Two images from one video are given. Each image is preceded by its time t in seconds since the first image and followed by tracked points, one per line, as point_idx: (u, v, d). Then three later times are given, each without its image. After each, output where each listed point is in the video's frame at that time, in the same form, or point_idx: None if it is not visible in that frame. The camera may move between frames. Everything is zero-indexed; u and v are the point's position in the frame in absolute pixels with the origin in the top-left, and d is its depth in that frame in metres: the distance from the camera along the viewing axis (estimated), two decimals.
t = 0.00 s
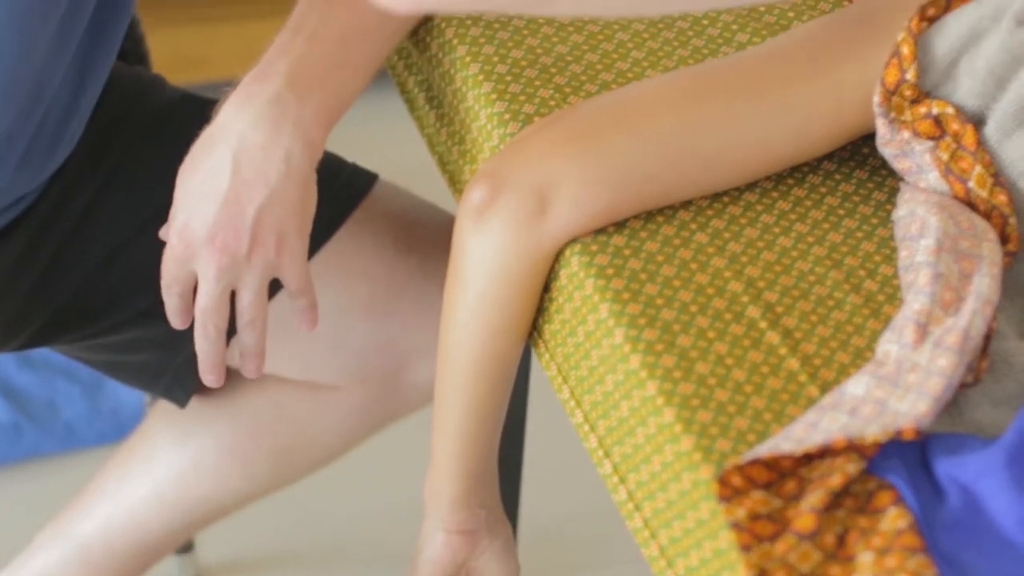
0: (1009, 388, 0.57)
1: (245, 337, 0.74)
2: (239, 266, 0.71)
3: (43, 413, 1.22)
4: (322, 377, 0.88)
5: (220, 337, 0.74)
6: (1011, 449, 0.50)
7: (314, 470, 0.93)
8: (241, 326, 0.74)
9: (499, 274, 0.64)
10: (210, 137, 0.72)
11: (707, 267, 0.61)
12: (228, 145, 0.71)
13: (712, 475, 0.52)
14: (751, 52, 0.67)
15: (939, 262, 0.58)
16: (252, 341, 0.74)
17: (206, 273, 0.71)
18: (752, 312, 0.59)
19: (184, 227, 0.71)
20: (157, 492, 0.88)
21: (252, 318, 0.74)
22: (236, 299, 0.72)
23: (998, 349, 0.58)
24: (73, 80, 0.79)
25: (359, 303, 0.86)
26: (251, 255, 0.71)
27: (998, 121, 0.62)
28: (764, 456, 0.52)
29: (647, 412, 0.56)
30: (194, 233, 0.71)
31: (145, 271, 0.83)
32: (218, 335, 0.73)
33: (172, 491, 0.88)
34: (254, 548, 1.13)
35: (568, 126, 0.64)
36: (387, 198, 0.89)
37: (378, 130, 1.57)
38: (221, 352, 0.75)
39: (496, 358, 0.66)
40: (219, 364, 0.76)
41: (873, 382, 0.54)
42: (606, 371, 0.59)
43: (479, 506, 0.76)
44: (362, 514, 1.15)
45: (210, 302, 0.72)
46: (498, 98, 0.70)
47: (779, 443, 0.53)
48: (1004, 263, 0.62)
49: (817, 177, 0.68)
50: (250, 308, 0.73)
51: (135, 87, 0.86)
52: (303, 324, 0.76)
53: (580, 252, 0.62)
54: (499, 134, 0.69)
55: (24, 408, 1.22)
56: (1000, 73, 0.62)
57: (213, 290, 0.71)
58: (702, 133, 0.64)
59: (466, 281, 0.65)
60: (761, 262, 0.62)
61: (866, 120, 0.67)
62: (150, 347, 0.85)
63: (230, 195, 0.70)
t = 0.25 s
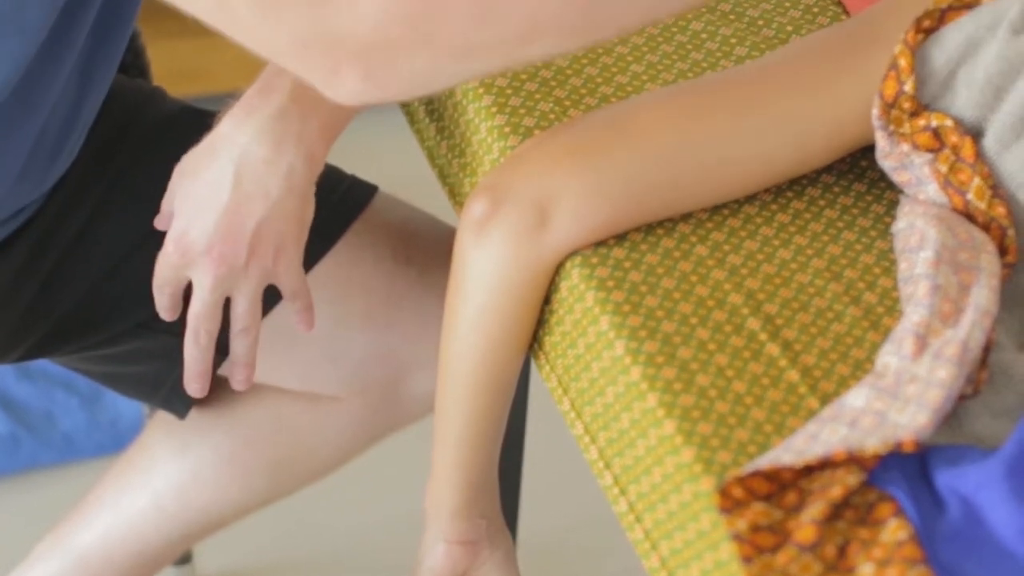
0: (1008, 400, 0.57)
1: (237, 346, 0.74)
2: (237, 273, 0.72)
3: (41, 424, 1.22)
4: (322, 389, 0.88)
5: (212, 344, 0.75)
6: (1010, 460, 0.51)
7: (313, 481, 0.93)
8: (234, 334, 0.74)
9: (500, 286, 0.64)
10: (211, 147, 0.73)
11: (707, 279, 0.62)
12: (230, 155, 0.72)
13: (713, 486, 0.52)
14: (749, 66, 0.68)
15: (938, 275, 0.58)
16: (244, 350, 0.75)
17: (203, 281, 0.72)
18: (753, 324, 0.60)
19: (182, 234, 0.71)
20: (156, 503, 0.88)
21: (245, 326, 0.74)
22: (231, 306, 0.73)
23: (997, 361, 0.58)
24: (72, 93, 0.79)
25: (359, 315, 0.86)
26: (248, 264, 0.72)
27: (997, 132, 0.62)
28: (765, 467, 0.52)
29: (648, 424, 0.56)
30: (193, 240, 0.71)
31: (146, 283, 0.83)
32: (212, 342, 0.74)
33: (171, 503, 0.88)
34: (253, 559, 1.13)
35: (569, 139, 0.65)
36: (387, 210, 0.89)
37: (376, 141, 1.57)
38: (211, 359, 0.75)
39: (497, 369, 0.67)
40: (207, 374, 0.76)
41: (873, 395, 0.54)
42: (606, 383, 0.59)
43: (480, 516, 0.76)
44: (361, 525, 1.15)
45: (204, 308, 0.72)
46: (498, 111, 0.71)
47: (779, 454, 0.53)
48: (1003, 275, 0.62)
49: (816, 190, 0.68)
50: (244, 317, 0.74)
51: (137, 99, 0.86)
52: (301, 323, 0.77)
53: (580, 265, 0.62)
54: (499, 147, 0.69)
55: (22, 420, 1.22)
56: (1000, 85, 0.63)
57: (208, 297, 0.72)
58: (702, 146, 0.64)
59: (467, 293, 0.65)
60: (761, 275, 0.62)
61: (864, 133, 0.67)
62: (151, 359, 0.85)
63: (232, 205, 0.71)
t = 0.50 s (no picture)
0: (1008, 409, 0.57)
1: (236, 352, 0.75)
2: (238, 280, 0.72)
3: (41, 433, 1.22)
4: (322, 398, 0.88)
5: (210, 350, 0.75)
6: (1010, 469, 0.51)
7: (314, 490, 0.93)
8: (233, 339, 0.74)
9: (501, 295, 0.64)
10: (214, 155, 0.73)
11: (707, 288, 0.62)
12: (233, 164, 0.72)
13: (714, 495, 0.52)
14: (749, 75, 0.68)
15: (937, 284, 0.58)
16: (245, 357, 0.75)
17: (203, 288, 0.72)
18: (753, 333, 0.60)
19: (183, 240, 0.72)
20: (156, 512, 0.88)
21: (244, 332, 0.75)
22: (231, 312, 0.73)
23: (997, 370, 0.58)
24: (74, 105, 0.79)
25: (360, 324, 0.86)
26: (248, 272, 0.72)
27: (996, 142, 0.62)
28: (765, 476, 0.52)
29: (649, 433, 0.56)
30: (194, 248, 0.71)
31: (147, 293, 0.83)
32: (210, 349, 0.74)
33: (171, 512, 0.88)
34: (253, 569, 1.13)
35: (569, 149, 0.65)
36: (388, 219, 0.89)
37: (376, 151, 1.57)
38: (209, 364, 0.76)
39: (498, 378, 0.67)
40: (203, 378, 0.77)
41: (873, 404, 0.55)
42: (607, 392, 0.59)
43: (480, 526, 0.76)
44: (361, 535, 1.15)
45: (204, 314, 0.73)
46: (499, 121, 0.71)
47: (780, 463, 0.53)
48: (1003, 284, 0.62)
49: (816, 200, 0.68)
50: (244, 323, 0.74)
51: (138, 110, 0.87)
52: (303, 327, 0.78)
53: (581, 274, 0.62)
54: (500, 157, 0.69)
55: (22, 429, 1.22)
56: (999, 94, 0.63)
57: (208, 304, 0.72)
58: (702, 156, 0.64)
59: (467, 303, 0.65)
60: (761, 284, 0.62)
61: (864, 143, 0.67)
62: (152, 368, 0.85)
63: (234, 213, 0.71)
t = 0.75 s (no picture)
0: (1009, 416, 0.57)
1: (232, 348, 0.76)
2: (238, 282, 0.73)
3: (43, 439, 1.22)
4: (323, 405, 0.88)
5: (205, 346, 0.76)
6: (1011, 475, 0.51)
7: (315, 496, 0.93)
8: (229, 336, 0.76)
9: (502, 301, 0.64)
10: (218, 154, 0.72)
11: (708, 294, 0.62)
12: (236, 166, 0.70)
13: (716, 500, 0.52)
14: (750, 81, 0.68)
15: (938, 290, 0.58)
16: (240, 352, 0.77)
17: (203, 288, 0.73)
18: (754, 339, 0.60)
19: (183, 241, 0.72)
20: (158, 518, 0.88)
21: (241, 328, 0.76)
22: (230, 311, 0.74)
23: (998, 376, 0.58)
24: (76, 110, 0.79)
25: (362, 330, 0.86)
26: (248, 274, 0.73)
27: (997, 148, 0.63)
28: (767, 482, 0.52)
29: (651, 439, 0.56)
30: (194, 249, 0.72)
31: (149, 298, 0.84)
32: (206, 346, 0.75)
33: (173, 518, 0.88)
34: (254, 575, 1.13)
35: (570, 155, 0.65)
36: (390, 225, 0.90)
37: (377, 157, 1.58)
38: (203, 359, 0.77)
39: (499, 384, 0.67)
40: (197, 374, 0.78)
41: (874, 410, 0.55)
42: (609, 398, 0.59)
43: (482, 531, 0.76)
44: (362, 541, 1.15)
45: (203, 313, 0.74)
46: (500, 128, 0.71)
47: (781, 469, 0.53)
48: (1004, 290, 0.62)
49: (817, 206, 0.68)
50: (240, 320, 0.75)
51: (139, 115, 0.87)
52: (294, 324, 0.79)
53: (583, 280, 0.62)
54: (502, 163, 0.69)
55: (24, 436, 1.23)
56: (999, 101, 0.63)
57: (206, 304, 0.73)
58: (704, 162, 0.64)
59: (468, 309, 0.66)
60: (762, 290, 0.63)
61: (864, 149, 0.67)
62: (153, 373, 0.85)
63: (234, 219, 0.71)
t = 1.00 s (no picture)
0: (1012, 419, 0.57)
1: (250, 352, 0.77)
2: (249, 290, 0.74)
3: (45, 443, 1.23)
4: (326, 408, 0.88)
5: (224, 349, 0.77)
6: (1014, 479, 0.51)
7: (317, 499, 0.93)
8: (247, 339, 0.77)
9: (505, 305, 0.64)
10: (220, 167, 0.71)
11: (711, 297, 0.62)
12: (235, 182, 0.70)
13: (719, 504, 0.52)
14: (752, 85, 0.68)
15: (940, 293, 0.59)
16: (259, 355, 0.77)
17: (216, 298, 0.73)
18: (757, 343, 0.60)
19: (193, 254, 0.73)
20: (161, 522, 0.88)
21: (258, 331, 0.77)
22: (245, 315, 0.75)
23: (1000, 380, 0.58)
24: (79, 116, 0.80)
25: (364, 333, 0.86)
26: (258, 281, 0.74)
27: (999, 152, 0.63)
28: (770, 486, 0.52)
29: (654, 442, 0.56)
30: (202, 261, 0.72)
31: (152, 302, 0.84)
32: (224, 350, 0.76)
33: (176, 521, 0.88)
34: None
35: (573, 159, 0.65)
36: (392, 228, 0.90)
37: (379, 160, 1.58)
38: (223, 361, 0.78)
39: (502, 387, 0.67)
40: (216, 376, 0.79)
41: (877, 412, 0.55)
42: (612, 402, 0.60)
43: (485, 535, 0.76)
44: (364, 545, 1.15)
45: (219, 319, 0.75)
46: (503, 131, 0.71)
47: (784, 472, 0.53)
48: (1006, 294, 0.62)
49: (819, 209, 0.68)
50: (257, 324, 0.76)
51: (139, 118, 0.87)
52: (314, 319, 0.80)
53: (586, 283, 0.62)
54: (505, 166, 0.70)
55: (26, 440, 1.23)
56: (1001, 105, 0.63)
57: (221, 312, 0.74)
58: (706, 166, 0.65)
59: (471, 312, 0.66)
60: (765, 293, 0.63)
61: (867, 152, 0.68)
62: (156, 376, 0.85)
63: (237, 232, 0.71)
